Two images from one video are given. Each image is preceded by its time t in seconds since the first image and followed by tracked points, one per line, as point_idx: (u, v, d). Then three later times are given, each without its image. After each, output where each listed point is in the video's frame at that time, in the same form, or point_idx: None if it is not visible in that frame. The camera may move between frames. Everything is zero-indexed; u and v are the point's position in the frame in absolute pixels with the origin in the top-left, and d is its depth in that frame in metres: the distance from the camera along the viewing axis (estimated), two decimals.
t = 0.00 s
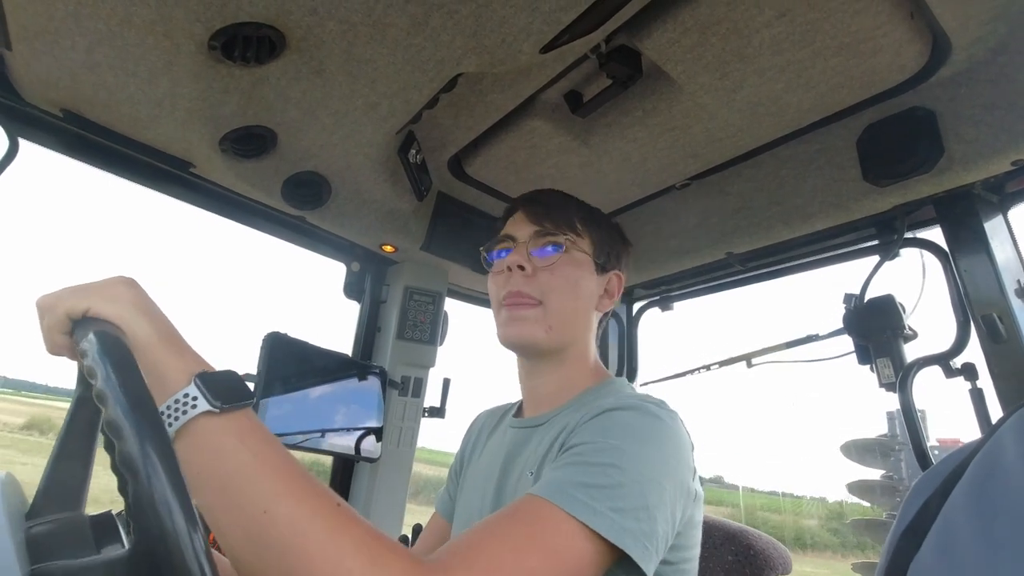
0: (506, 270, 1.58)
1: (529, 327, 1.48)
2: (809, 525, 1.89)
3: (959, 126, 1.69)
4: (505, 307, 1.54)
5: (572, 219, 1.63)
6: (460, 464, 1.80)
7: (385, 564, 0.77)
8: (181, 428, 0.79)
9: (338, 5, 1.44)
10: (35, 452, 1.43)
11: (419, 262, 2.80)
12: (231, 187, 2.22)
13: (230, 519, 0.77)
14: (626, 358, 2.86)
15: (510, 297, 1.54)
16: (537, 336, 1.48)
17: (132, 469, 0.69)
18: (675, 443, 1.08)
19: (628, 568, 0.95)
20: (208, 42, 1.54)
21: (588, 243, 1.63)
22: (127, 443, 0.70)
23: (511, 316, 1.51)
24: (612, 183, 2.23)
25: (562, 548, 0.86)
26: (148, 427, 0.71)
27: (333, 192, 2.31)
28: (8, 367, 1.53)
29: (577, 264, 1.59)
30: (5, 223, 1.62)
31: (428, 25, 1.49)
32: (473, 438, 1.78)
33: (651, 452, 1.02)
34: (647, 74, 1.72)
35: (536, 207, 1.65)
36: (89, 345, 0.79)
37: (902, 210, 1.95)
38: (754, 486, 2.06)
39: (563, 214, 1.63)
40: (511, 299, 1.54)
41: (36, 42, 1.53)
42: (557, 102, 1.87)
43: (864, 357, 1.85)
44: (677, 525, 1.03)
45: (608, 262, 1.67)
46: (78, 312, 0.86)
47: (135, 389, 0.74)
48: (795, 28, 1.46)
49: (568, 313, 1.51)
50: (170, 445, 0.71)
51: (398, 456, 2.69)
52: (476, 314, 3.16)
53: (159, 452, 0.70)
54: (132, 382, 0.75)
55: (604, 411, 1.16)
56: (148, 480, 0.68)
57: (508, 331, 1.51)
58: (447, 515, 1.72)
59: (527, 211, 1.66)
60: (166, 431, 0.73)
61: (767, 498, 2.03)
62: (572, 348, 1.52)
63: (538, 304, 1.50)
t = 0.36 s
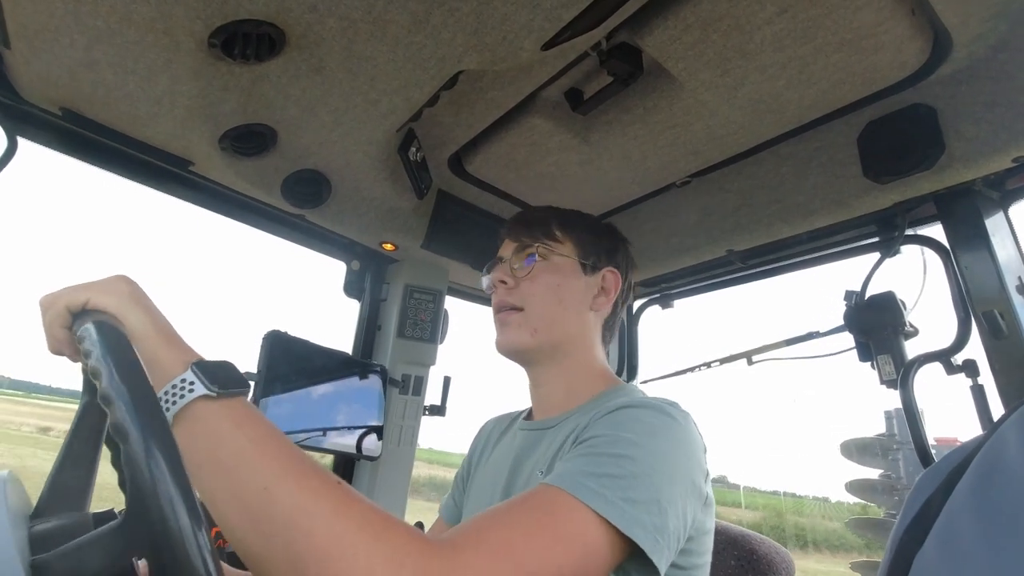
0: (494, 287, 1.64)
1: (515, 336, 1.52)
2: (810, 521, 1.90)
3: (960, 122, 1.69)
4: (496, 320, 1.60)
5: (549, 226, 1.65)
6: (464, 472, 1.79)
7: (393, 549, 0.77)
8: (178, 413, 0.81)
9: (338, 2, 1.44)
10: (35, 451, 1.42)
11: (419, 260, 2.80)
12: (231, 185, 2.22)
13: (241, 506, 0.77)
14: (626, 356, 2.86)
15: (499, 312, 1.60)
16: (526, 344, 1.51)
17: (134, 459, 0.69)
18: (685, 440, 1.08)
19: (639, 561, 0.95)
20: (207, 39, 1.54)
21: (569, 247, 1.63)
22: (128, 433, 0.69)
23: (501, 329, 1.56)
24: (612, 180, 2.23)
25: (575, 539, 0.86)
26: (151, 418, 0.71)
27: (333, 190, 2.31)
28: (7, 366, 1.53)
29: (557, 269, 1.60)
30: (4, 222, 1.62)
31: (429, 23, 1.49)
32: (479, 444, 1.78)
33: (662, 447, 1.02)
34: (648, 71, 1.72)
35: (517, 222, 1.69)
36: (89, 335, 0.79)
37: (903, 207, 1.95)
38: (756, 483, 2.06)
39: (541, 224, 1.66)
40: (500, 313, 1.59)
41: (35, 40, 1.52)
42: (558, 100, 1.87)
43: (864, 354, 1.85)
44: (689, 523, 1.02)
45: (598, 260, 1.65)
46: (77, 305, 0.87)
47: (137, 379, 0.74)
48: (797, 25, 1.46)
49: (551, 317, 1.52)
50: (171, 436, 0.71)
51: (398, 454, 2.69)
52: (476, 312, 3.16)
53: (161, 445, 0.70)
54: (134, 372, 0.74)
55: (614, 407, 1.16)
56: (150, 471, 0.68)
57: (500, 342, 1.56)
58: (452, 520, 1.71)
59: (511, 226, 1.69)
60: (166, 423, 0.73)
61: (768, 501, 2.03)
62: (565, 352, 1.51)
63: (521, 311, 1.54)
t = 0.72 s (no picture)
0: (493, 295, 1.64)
1: (514, 347, 1.53)
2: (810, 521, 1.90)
3: (961, 122, 1.69)
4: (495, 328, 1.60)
5: (547, 233, 1.64)
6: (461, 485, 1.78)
7: (375, 558, 0.77)
8: (174, 419, 0.81)
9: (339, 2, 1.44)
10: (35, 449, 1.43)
11: (419, 259, 2.80)
12: (232, 184, 2.22)
13: (236, 525, 0.78)
14: (626, 356, 2.85)
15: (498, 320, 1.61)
16: (523, 355, 1.52)
17: (133, 452, 0.69)
18: (679, 458, 1.08)
19: None
20: (208, 38, 1.54)
21: (567, 254, 1.61)
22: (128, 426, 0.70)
23: (499, 337, 1.57)
24: (613, 180, 2.23)
25: (564, 558, 0.86)
26: (150, 411, 0.71)
27: (333, 189, 2.31)
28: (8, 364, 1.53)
29: (554, 278, 1.58)
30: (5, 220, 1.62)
31: (429, 22, 1.49)
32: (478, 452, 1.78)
33: (656, 464, 1.02)
34: (648, 71, 1.72)
35: (516, 231, 1.68)
36: (89, 327, 0.79)
37: (904, 207, 1.95)
38: (756, 483, 2.07)
39: (539, 232, 1.64)
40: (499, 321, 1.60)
41: (36, 39, 1.52)
42: (558, 99, 1.87)
43: (864, 354, 1.85)
44: (682, 540, 1.02)
45: (597, 266, 1.63)
46: (80, 305, 0.88)
47: (137, 372, 0.74)
48: (797, 25, 1.46)
49: (547, 327, 1.51)
50: (171, 428, 0.72)
51: (398, 453, 2.69)
52: (476, 311, 3.16)
53: (159, 438, 0.70)
54: (134, 365, 0.75)
55: (609, 420, 1.16)
56: (150, 463, 0.68)
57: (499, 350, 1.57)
58: (451, 525, 1.71)
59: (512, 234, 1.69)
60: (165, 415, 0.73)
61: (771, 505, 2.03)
62: (563, 360, 1.52)
63: (519, 321, 1.54)
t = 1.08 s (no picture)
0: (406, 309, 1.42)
1: (429, 366, 1.33)
2: (810, 524, 1.90)
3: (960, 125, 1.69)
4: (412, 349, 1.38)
5: (451, 232, 1.42)
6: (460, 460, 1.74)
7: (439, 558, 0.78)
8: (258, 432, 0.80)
9: (338, 3, 1.44)
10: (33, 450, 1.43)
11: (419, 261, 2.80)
12: (232, 185, 2.22)
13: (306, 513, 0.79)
14: (626, 357, 2.87)
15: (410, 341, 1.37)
16: (438, 372, 1.33)
17: (126, 455, 0.67)
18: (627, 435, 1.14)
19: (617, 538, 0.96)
20: (208, 40, 1.54)
21: (474, 257, 1.39)
22: (122, 429, 0.68)
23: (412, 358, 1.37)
24: (612, 181, 2.23)
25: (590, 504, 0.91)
26: (149, 414, 0.70)
27: (333, 190, 2.31)
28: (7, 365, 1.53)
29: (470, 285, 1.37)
30: (5, 221, 1.62)
31: (429, 24, 1.49)
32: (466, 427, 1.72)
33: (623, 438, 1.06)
34: (647, 72, 1.72)
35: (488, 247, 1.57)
36: (85, 326, 0.77)
37: (901, 210, 1.93)
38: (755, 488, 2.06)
39: (439, 233, 1.42)
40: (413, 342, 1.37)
41: (36, 39, 1.53)
42: (558, 101, 1.87)
43: (864, 356, 1.84)
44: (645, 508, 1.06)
45: (500, 266, 1.41)
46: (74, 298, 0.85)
47: (136, 373, 0.73)
48: (796, 27, 1.46)
49: (466, 339, 1.32)
50: (167, 434, 0.71)
51: (398, 454, 2.69)
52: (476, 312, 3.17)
53: (156, 443, 0.69)
54: (132, 366, 0.73)
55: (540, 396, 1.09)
56: (145, 468, 0.67)
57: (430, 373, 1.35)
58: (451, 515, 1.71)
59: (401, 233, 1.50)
60: (161, 420, 0.72)
61: (773, 522, 2.00)
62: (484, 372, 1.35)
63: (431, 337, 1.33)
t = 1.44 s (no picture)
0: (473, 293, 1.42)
1: (490, 354, 1.35)
2: (810, 525, 1.89)
3: (959, 125, 1.70)
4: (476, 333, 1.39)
5: (531, 227, 1.41)
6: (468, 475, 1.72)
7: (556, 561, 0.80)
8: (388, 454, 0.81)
9: (338, 5, 1.44)
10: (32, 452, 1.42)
11: (419, 261, 2.80)
12: (231, 186, 2.22)
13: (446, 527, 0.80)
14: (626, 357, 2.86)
15: (477, 326, 1.40)
16: (497, 361, 1.34)
17: (127, 457, 0.67)
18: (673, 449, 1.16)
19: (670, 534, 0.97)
20: (207, 41, 1.54)
21: (551, 253, 1.39)
22: (122, 432, 0.68)
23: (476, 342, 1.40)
24: (612, 182, 2.23)
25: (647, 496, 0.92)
26: (149, 416, 0.70)
27: (333, 191, 2.31)
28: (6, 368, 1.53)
29: (542, 279, 1.37)
30: (5, 223, 1.62)
31: (428, 25, 1.49)
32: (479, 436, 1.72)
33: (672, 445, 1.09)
34: (646, 73, 1.72)
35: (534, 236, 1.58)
36: (85, 328, 0.77)
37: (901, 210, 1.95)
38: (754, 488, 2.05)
39: (518, 226, 1.42)
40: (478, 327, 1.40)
41: (35, 41, 1.53)
42: (557, 102, 1.87)
43: (863, 357, 1.85)
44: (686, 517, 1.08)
45: (575, 265, 1.41)
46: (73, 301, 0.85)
47: (136, 375, 0.73)
48: (795, 28, 1.46)
49: (531, 333, 1.33)
50: (167, 436, 0.71)
51: (398, 455, 2.69)
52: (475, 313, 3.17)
53: (156, 446, 0.69)
54: (132, 368, 0.73)
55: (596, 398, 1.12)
56: (146, 469, 0.67)
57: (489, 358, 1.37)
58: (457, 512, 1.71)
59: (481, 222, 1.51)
60: (161, 422, 0.72)
61: (772, 521, 1.99)
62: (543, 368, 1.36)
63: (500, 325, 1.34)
